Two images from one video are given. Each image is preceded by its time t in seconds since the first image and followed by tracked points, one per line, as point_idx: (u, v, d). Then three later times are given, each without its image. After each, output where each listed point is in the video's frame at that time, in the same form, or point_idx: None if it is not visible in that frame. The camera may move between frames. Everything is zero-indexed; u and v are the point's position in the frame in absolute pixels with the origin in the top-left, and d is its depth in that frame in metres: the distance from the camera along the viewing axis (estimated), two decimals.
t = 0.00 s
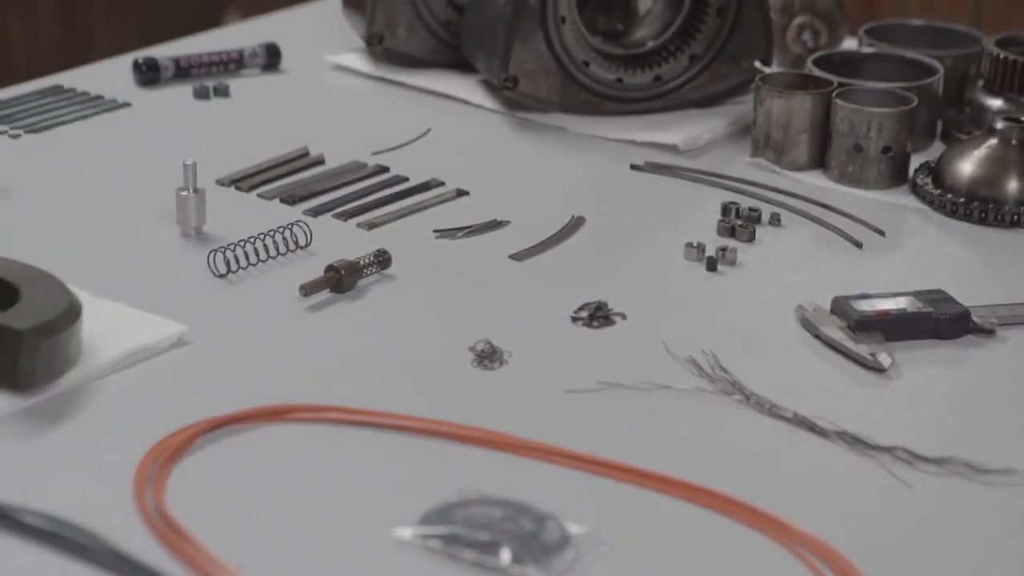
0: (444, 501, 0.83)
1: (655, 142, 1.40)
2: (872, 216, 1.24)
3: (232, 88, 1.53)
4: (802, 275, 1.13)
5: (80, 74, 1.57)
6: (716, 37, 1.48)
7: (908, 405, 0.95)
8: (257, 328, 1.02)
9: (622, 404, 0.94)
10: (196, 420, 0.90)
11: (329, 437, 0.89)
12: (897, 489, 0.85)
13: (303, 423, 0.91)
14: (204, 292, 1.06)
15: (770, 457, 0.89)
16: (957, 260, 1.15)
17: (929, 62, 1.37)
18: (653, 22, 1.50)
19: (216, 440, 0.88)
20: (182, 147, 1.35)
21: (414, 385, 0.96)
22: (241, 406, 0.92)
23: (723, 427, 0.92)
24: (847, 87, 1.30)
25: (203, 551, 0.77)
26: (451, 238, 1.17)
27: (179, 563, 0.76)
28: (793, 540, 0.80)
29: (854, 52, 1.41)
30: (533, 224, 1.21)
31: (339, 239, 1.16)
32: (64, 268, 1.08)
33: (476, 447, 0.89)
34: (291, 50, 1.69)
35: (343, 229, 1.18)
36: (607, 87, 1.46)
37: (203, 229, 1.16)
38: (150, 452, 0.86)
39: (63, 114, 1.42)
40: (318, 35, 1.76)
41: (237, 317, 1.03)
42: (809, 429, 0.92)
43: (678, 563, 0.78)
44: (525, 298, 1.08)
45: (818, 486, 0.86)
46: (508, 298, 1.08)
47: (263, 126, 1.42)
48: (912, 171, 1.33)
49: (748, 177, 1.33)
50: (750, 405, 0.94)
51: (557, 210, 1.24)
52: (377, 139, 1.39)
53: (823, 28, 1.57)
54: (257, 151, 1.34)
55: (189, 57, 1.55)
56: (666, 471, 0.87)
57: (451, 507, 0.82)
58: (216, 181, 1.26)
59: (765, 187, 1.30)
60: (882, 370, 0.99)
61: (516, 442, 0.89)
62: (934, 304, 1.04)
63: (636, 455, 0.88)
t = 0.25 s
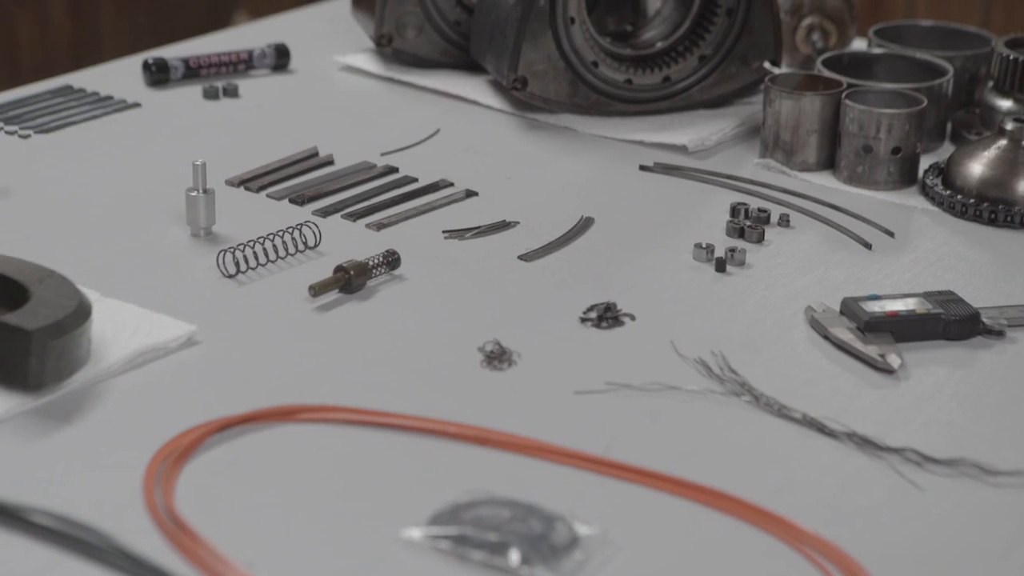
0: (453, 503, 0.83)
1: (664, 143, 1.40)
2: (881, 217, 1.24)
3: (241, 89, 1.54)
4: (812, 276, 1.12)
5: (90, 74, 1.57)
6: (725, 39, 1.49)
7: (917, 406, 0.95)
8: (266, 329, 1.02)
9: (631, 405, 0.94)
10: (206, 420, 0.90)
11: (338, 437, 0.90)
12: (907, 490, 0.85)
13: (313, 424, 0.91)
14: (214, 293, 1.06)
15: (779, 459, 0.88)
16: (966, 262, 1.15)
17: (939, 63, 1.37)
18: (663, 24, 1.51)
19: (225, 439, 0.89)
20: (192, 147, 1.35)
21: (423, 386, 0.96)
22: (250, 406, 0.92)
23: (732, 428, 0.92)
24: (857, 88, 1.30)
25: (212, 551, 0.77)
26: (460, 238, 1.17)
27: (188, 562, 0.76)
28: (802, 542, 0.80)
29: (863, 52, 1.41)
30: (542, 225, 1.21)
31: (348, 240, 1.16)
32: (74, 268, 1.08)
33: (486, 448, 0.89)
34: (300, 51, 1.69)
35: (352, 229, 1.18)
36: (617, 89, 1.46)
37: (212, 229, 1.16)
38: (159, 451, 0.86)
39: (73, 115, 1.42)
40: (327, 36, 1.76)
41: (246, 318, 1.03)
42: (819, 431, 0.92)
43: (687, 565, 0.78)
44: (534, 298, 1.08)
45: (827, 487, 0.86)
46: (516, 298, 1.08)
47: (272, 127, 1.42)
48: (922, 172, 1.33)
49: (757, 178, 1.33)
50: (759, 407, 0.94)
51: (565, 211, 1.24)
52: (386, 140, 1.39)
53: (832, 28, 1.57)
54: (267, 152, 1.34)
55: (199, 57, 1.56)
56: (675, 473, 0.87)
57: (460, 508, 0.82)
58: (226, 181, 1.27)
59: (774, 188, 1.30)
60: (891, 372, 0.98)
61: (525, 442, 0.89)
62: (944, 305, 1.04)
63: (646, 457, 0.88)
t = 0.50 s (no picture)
0: (459, 504, 0.83)
1: (670, 144, 1.40)
2: (888, 219, 1.24)
3: (248, 90, 1.54)
4: (818, 277, 1.12)
5: (97, 75, 1.57)
6: (732, 40, 1.49)
7: (924, 407, 0.95)
8: (273, 329, 1.02)
9: (637, 406, 0.94)
10: (212, 421, 0.90)
11: (345, 437, 0.90)
12: (913, 492, 0.85)
13: (319, 424, 0.91)
14: (220, 294, 1.06)
15: (785, 460, 0.88)
16: (972, 263, 1.15)
17: (946, 64, 1.37)
18: (669, 25, 1.51)
19: (232, 440, 0.89)
20: (199, 148, 1.35)
21: (429, 386, 0.96)
22: (256, 407, 0.92)
23: (738, 428, 0.92)
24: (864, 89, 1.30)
25: (217, 551, 0.77)
26: (466, 239, 1.17)
27: (194, 562, 0.76)
28: (808, 543, 0.80)
29: (870, 54, 1.41)
30: (549, 226, 1.21)
31: (355, 241, 1.16)
32: (81, 268, 1.08)
33: (492, 449, 0.89)
34: (307, 52, 1.70)
35: (359, 230, 1.18)
36: (623, 90, 1.46)
37: (219, 230, 1.16)
38: (166, 451, 0.86)
39: (81, 116, 1.42)
40: (333, 37, 1.76)
41: (253, 318, 1.03)
42: (825, 432, 0.91)
43: (693, 566, 0.78)
44: (540, 299, 1.08)
45: (833, 488, 0.85)
46: (522, 299, 1.08)
47: (279, 128, 1.42)
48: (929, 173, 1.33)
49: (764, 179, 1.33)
50: (765, 408, 0.94)
51: (572, 212, 1.24)
52: (392, 141, 1.40)
53: (839, 29, 1.57)
54: (273, 153, 1.35)
55: (206, 58, 1.56)
56: (680, 474, 0.87)
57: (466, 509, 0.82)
58: (232, 182, 1.27)
59: (780, 189, 1.30)
60: (898, 373, 0.98)
61: (531, 443, 0.89)
62: (950, 307, 1.04)
63: (652, 458, 0.88)
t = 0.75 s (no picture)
0: (468, 504, 0.83)
1: (678, 144, 1.40)
2: (896, 220, 1.23)
3: (256, 90, 1.54)
4: (827, 278, 1.12)
5: (105, 76, 1.57)
6: (740, 40, 1.49)
7: (933, 409, 0.95)
8: (282, 330, 1.02)
9: (646, 407, 0.94)
10: (221, 421, 0.90)
11: (354, 438, 0.90)
12: (923, 494, 0.85)
13: (328, 425, 0.91)
14: (229, 294, 1.06)
15: (794, 461, 0.88)
16: (981, 264, 1.15)
17: (954, 65, 1.37)
18: (677, 25, 1.51)
19: (241, 440, 0.89)
20: (207, 148, 1.35)
21: (438, 387, 0.96)
22: (265, 408, 0.92)
23: (747, 430, 0.92)
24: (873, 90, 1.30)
25: (227, 551, 0.77)
26: (474, 240, 1.17)
27: (203, 562, 0.76)
28: (818, 544, 0.80)
29: (878, 55, 1.41)
30: (557, 227, 1.21)
31: (363, 242, 1.16)
32: (90, 269, 1.08)
33: (501, 449, 0.89)
34: (315, 52, 1.70)
35: (367, 231, 1.18)
36: (631, 91, 1.46)
37: (227, 231, 1.16)
38: (175, 452, 0.86)
39: (90, 116, 1.42)
40: (342, 37, 1.76)
41: (262, 319, 1.03)
42: (834, 433, 0.91)
43: (703, 567, 0.78)
44: (548, 300, 1.08)
45: (843, 490, 0.85)
46: (531, 300, 1.08)
47: (287, 128, 1.42)
48: (938, 174, 1.33)
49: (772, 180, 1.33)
50: (774, 409, 0.94)
51: (579, 213, 1.24)
52: (400, 141, 1.40)
53: (848, 30, 1.57)
54: (282, 153, 1.35)
55: (214, 58, 1.56)
56: (690, 475, 0.86)
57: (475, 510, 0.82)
58: (241, 183, 1.27)
59: (788, 190, 1.30)
60: (907, 374, 0.98)
61: (541, 444, 0.89)
62: (960, 308, 1.04)
63: (661, 459, 0.88)
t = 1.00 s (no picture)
0: (481, 505, 0.83)
1: (691, 145, 1.40)
2: (910, 222, 1.23)
3: (269, 91, 1.54)
4: (841, 280, 1.12)
5: (119, 76, 1.58)
6: (754, 41, 1.49)
7: (948, 411, 0.94)
8: (295, 330, 1.02)
9: (660, 408, 0.94)
10: (235, 421, 0.90)
11: (368, 439, 0.90)
12: (937, 496, 0.85)
13: (342, 425, 0.91)
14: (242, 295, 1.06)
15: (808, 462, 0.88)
16: (994, 266, 1.14)
17: (968, 66, 1.36)
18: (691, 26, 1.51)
19: (255, 440, 0.89)
20: (221, 149, 1.35)
21: (451, 388, 0.96)
22: (279, 408, 0.92)
23: (761, 431, 0.92)
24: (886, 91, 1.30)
25: (240, 551, 0.77)
26: (488, 241, 1.17)
27: (217, 562, 0.76)
28: (831, 546, 0.79)
29: (892, 56, 1.41)
30: (569, 228, 1.21)
31: (376, 242, 1.16)
32: (104, 269, 1.08)
33: (515, 450, 0.89)
34: (328, 53, 1.70)
35: (381, 232, 1.18)
36: (644, 92, 1.46)
37: (241, 231, 1.16)
38: (189, 452, 0.86)
39: (104, 116, 1.42)
40: (355, 38, 1.77)
41: (276, 319, 1.03)
42: (848, 435, 0.91)
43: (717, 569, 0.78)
44: (562, 301, 1.08)
45: (857, 492, 0.85)
46: (544, 301, 1.08)
47: (300, 129, 1.42)
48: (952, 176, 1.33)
49: (785, 181, 1.33)
50: (788, 411, 0.94)
51: (592, 214, 1.24)
52: (413, 142, 1.40)
53: (861, 31, 1.57)
54: (295, 154, 1.35)
55: (228, 59, 1.56)
56: (703, 476, 0.86)
57: (488, 511, 0.82)
58: (254, 183, 1.27)
59: (801, 192, 1.30)
60: (921, 376, 0.98)
61: (555, 445, 0.89)
62: (973, 310, 1.04)
63: (675, 460, 0.88)
